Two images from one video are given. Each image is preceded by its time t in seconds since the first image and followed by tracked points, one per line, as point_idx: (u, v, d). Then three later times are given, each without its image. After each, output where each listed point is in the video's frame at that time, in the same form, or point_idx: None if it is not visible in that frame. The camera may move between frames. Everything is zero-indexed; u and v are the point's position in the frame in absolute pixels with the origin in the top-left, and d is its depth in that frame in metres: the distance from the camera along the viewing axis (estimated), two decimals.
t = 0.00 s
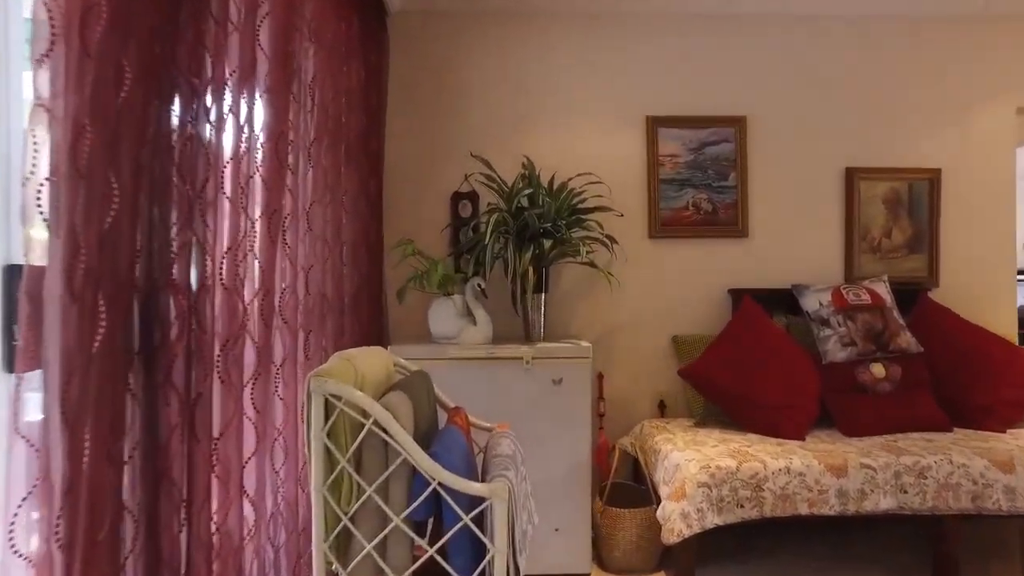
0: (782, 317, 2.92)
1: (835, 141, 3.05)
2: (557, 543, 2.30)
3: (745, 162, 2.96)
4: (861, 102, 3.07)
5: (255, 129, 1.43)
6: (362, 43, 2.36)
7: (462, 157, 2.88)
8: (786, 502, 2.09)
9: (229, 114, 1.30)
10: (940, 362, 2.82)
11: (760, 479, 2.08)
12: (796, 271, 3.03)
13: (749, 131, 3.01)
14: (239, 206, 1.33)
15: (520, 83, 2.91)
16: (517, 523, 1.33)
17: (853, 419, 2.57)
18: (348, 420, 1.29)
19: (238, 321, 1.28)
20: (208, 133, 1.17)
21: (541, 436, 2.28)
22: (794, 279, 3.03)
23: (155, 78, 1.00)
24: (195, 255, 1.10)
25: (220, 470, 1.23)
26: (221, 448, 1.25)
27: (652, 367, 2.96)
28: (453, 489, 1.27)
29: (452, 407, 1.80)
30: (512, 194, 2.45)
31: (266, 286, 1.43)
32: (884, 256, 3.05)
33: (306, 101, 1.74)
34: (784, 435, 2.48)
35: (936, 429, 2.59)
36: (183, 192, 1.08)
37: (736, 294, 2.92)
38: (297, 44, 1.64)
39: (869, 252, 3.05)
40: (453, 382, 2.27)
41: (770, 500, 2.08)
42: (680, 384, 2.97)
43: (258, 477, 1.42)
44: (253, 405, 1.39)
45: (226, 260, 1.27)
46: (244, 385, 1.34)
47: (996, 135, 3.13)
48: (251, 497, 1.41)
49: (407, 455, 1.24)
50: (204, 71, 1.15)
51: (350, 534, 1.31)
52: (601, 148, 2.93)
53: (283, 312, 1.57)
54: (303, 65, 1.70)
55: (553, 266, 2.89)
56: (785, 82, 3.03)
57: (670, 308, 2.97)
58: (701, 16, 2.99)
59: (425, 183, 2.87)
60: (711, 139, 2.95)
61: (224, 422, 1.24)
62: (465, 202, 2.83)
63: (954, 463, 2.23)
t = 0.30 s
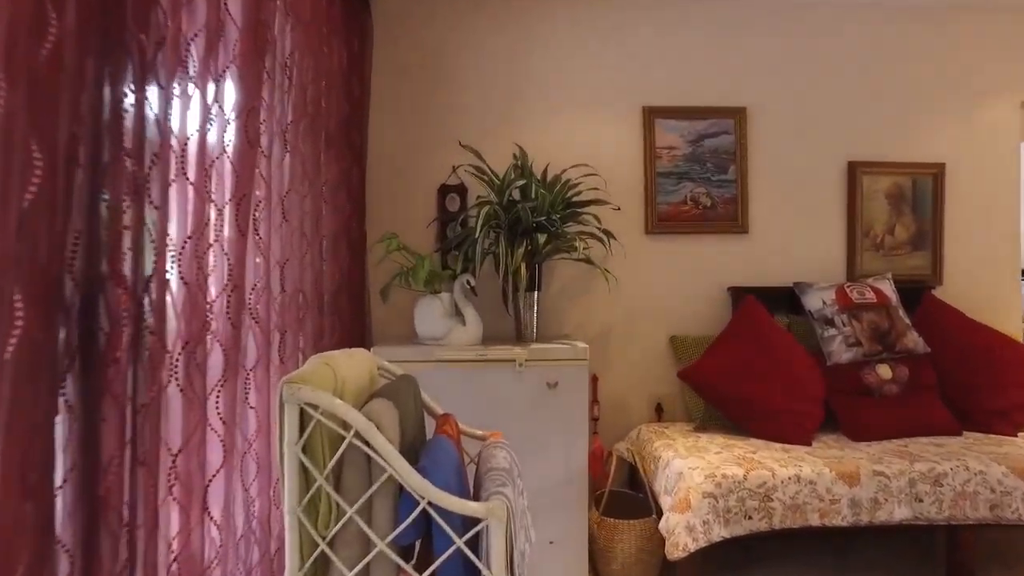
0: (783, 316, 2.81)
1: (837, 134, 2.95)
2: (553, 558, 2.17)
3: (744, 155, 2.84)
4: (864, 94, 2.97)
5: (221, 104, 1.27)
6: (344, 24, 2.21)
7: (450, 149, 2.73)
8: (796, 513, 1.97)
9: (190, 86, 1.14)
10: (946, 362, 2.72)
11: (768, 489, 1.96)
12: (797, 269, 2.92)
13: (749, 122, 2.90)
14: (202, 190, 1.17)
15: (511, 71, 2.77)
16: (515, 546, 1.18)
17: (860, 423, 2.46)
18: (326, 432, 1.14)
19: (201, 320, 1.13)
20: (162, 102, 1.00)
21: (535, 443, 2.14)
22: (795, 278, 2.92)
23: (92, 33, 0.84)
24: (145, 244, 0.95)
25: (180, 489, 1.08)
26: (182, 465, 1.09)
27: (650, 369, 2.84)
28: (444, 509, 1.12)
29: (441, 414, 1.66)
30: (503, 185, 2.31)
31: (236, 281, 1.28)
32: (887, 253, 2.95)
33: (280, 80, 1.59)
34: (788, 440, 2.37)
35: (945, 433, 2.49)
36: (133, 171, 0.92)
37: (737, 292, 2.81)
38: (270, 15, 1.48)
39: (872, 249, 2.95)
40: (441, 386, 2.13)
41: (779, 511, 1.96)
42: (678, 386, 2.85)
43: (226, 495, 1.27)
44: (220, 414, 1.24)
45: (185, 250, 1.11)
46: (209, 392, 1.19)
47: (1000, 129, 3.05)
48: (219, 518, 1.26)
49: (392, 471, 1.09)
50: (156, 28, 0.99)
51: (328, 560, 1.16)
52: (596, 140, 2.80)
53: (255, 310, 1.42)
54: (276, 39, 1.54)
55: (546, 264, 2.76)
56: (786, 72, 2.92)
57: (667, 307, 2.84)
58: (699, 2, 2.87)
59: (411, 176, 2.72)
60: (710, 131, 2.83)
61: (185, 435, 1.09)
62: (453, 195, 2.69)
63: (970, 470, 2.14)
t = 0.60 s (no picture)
0: (765, 319, 2.74)
1: (817, 133, 2.89)
2: None
3: (726, 154, 2.76)
4: (845, 93, 2.92)
5: (166, 81, 1.11)
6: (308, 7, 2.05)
7: (421, 144, 2.59)
8: (787, 527, 1.88)
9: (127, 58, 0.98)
10: (928, 365, 2.68)
11: (759, 502, 1.86)
12: (778, 271, 2.85)
13: (730, 120, 2.82)
14: (143, 179, 1.02)
15: (486, 62, 2.64)
16: None
17: (845, 430, 2.39)
18: (287, 458, 0.99)
19: (140, 329, 0.97)
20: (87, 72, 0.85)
21: (513, 455, 2.01)
22: (776, 280, 2.86)
23: None
24: (63, 240, 0.79)
25: (114, 527, 0.92)
26: (116, 498, 0.93)
27: (629, 375, 2.73)
28: (422, 544, 0.98)
29: (414, 429, 1.52)
30: (479, 181, 2.18)
31: (184, 285, 1.13)
32: (867, 255, 2.91)
33: (236, 61, 1.43)
34: (774, 448, 2.28)
35: (929, 438, 2.44)
36: (47, 153, 0.77)
37: (718, 295, 2.73)
38: None
39: (852, 251, 2.90)
40: (413, 396, 1.99)
41: (770, 525, 1.86)
42: (658, 392, 2.75)
43: (172, 528, 1.11)
44: (167, 437, 1.08)
45: (120, 248, 0.96)
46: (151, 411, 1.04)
47: (977, 131, 3.03)
48: (163, 554, 1.10)
49: (363, 503, 0.95)
50: None
51: None
52: (574, 136, 2.69)
53: (208, 317, 1.26)
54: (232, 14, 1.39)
55: (522, 265, 2.63)
56: (767, 69, 2.85)
57: (647, 311, 2.75)
58: None
59: (380, 172, 2.57)
60: (691, 128, 2.75)
61: (121, 463, 0.93)
62: (423, 192, 2.55)
63: (959, 477, 2.09)
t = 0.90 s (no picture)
0: (738, 318, 2.71)
1: (789, 130, 2.86)
2: None
3: (698, 149, 2.71)
4: (815, 90, 2.90)
5: (100, 48, 0.98)
6: None
7: (386, 135, 2.47)
8: (768, 532, 1.82)
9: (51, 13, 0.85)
10: (897, 364, 2.67)
11: (740, 507, 1.80)
12: (750, 270, 2.82)
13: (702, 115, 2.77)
14: (73, 156, 0.88)
15: (453, 51, 2.54)
16: None
17: (820, 430, 2.36)
18: (239, 476, 0.87)
19: (62, 332, 0.84)
20: None
21: (484, 462, 1.91)
22: (748, 278, 2.82)
23: None
24: None
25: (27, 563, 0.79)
26: (31, 530, 0.80)
27: (601, 376, 2.66)
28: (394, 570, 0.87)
29: (380, 438, 1.40)
30: (447, 173, 2.06)
31: (118, 281, 0.99)
32: (837, 254, 2.90)
33: (183, 33, 1.29)
34: (751, 451, 2.23)
35: (902, 438, 2.42)
36: None
37: (690, 293, 2.68)
38: None
39: (823, 250, 2.88)
40: (378, 401, 1.87)
41: (751, 531, 1.80)
42: (629, 394, 2.68)
43: (104, 559, 0.97)
44: (98, 456, 0.95)
45: (39, 233, 0.82)
46: (77, 426, 0.90)
47: (943, 131, 3.05)
48: None
49: (326, 525, 0.83)
50: None
51: None
52: (544, 129, 2.60)
53: (149, 318, 1.12)
54: None
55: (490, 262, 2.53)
56: (740, 64, 2.81)
57: (619, 310, 2.67)
58: None
59: (342, 164, 2.44)
60: (664, 123, 2.69)
61: (38, 487, 0.80)
62: (387, 186, 2.42)
63: (935, 477, 2.06)
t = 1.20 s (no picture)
0: (705, 316, 2.68)
1: (754, 126, 2.84)
2: None
3: (666, 144, 2.67)
4: (779, 87, 2.89)
5: None
6: None
7: (344, 123, 2.34)
8: (744, 535, 1.76)
9: None
10: (861, 361, 2.67)
11: (716, 510, 1.74)
12: (716, 267, 2.79)
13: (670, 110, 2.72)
14: None
15: (414, 36, 2.42)
16: None
17: (789, 429, 2.33)
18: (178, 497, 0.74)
19: None
20: None
21: (449, 468, 1.80)
22: (713, 276, 2.79)
23: None
24: None
25: None
26: None
27: (568, 376, 2.58)
28: None
29: (338, 445, 1.28)
30: (408, 162, 1.94)
31: (29, 272, 0.85)
32: (802, 252, 2.90)
33: None
34: (722, 451, 2.18)
35: (867, 435, 2.41)
36: None
37: (658, 291, 2.64)
38: None
39: (788, 248, 2.88)
40: (335, 406, 1.74)
41: (727, 535, 1.74)
42: (595, 394, 2.61)
43: None
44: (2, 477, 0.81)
45: None
46: None
47: (900, 131, 3.10)
48: None
49: (282, 553, 0.72)
50: None
51: None
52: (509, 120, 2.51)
53: (70, 316, 0.98)
54: None
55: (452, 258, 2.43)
56: (706, 59, 2.77)
57: (585, 308, 2.60)
58: None
59: (296, 153, 2.30)
60: (631, 116, 2.63)
61: None
62: (344, 177, 2.29)
63: (904, 474, 2.04)
